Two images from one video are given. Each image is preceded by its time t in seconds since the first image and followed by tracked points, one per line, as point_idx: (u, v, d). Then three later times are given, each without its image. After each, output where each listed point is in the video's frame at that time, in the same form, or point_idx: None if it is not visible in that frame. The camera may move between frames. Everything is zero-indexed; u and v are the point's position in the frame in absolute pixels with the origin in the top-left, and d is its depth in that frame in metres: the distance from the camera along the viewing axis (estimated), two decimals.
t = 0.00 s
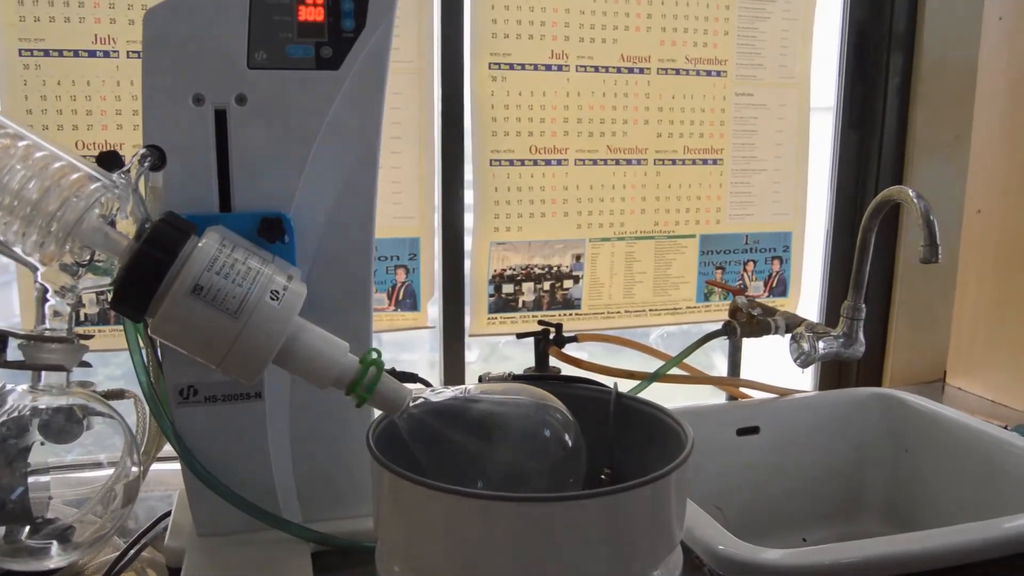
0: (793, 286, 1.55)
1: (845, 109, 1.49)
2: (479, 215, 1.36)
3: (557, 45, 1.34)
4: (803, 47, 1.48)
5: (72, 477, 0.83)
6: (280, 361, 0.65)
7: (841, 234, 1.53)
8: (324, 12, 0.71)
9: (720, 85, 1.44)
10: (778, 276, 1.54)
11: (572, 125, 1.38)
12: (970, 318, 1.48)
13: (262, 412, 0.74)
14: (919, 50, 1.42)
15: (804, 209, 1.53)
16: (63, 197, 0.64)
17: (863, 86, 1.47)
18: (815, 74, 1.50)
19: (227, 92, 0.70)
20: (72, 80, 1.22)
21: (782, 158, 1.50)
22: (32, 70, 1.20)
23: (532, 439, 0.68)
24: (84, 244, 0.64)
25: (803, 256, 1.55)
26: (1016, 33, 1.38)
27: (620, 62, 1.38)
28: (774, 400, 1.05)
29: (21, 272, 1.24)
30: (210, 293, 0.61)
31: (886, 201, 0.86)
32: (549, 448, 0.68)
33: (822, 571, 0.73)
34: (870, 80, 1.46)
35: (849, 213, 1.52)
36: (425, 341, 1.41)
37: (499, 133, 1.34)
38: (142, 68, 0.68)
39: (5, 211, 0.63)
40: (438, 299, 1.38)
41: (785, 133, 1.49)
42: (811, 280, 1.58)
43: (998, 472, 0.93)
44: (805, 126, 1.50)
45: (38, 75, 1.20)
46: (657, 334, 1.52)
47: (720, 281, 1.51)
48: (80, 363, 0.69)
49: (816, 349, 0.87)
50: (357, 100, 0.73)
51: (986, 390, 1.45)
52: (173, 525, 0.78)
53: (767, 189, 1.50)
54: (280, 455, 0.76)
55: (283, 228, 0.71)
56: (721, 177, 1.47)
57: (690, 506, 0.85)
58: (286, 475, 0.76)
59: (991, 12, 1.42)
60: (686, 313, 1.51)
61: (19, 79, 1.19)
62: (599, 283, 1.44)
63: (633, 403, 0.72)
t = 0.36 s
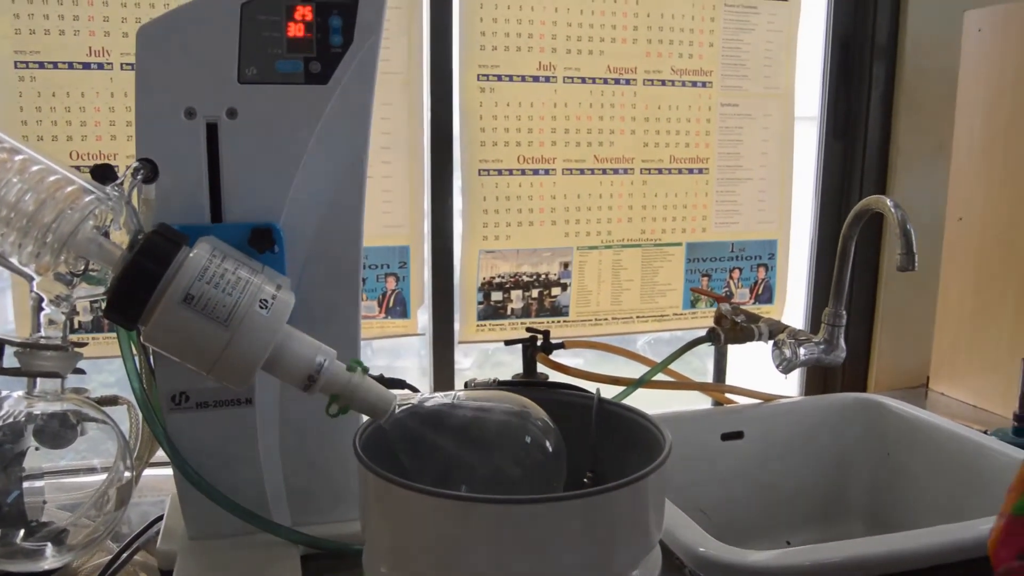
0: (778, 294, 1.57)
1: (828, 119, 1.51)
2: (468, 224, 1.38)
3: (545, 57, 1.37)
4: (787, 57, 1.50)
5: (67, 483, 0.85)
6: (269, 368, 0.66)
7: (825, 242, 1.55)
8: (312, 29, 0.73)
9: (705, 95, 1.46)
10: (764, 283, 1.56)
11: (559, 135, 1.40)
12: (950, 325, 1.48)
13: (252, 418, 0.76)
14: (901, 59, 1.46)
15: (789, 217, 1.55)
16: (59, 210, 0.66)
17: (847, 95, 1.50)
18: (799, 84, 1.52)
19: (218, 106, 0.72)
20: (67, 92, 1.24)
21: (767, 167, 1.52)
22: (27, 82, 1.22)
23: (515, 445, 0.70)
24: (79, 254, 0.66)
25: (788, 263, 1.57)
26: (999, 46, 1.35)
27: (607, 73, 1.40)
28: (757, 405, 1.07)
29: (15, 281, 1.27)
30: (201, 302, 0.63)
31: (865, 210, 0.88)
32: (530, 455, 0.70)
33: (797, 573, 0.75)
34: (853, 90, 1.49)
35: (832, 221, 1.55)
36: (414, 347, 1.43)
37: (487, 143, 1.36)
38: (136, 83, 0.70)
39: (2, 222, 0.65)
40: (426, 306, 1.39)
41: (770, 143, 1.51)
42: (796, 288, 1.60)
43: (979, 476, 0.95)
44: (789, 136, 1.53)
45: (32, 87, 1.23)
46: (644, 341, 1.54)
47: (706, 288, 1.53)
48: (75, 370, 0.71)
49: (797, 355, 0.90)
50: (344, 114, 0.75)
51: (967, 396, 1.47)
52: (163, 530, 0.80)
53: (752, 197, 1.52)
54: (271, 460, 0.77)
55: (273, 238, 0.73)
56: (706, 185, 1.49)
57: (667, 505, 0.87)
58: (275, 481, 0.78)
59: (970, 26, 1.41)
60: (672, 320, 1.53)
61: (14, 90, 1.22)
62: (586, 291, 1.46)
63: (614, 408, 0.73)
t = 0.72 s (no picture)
0: (766, 302, 1.59)
1: (814, 130, 1.53)
2: (459, 234, 1.40)
3: (535, 70, 1.39)
4: (774, 69, 1.52)
5: (63, 489, 0.87)
6: (263, 377, 0.68)
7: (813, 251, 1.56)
8: (304, 46, 0.75)
9: (693, 107, 1.49)
10: (751, 292, 1.58)
11: (548, 147, 1.42)
12: (934, 332, 1.50)
13: (246, 425, 0.77)
14: (885, 71, 1.49)
15: (776, 226, 1.58)
16: (59, 224, 0.68)
17: (833, 107, 1.53)
18: (785, 96, 1.55)
19: (213, 121, 0.74)
20: (65, 105, 1.26)
21: (754, 177, 1.54)
22: (25, 95, 1.25)
23: (503, 451, 0.73)
24: (77, 267, 0.68)
25: (775, 272, 1.59)
26: (979, 59, 1.38)
27: (596, 86, 1.43)
28: (744, 412, 1.09)
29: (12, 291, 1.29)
30: (197, 313, 0.64)
31: (847, 221, 0.89)
32: (517, 459, 0.73)
33: None
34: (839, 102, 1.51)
35: (819, 230, 1.57)
36: (406, 356, 1.45)
37: (478, 155, 1.39)
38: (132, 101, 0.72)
39: (4, 236, 0.68)
40: (418, 315, 1.41)
41: (757, 154, 1.53)
42: (784, 297, 1.62)
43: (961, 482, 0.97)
44: (775, 147, 1.55)
45: (31, 100, 1.25)
46: (633, 349, 1.56)
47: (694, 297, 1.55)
48: (73, 379, 0.73)
49: (782, 363, 0.91)
50: (335, 130, 0.77)
51: (951, 402, 1.48)
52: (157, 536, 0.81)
53: (740, 207, 1.54)
54: (266, 468, 0.79)
55: (267, 250, 0.75)
56: (695, 196, 1.51)
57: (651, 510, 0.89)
58: (270, 488, 0.80)
59: (951, 40, 1.44)
60: (662, 328, 1.54)
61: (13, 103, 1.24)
62: (576, 300, 1.48)
63: (601, 415, 0.75)
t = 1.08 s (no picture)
0: (754, 313, 1.61)
1: (801, 143, 1.55)
2: (451, 246, 1.42)
3: (525, 85, 1.41)
4: (761, 82, 1.54)
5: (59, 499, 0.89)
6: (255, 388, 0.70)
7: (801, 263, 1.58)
8: (297, 65, 0.77)
9: (681, 121, 1.51)
10: (740, 303, 1.59)
11: (538, 161, 1.44)
12: (919, 341, 1.52)
13: (239, 436, 0.79)
14: (872, 85, 1.51)
15: (765, 238, 1.59)
16: (58, 239, 0.69)
17: (820, 120, 1.55)
18: (772, 109, 1.57)
19: (208, 138, 0.76)
20: (62, 119, 1.28)
21: (742, 190, 1.56)
22: (23, 110, 1.27)
23: (491, 458, 0.74)
24: (75, 281, 0.69)
25: (764, 283, 1.61)
26: (961, 74, 1.40)
27: (586, 100, 1.45)
28: (733, 421, 1.10)
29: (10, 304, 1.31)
30: (192, 326, 0.66)
31: (830, 234, 0.91)
32: (504, 468, 0.73)
33: None
34: (826, 114, 1.53)
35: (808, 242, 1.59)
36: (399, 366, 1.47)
37: (470, 168, 1.40)
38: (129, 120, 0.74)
39: (4, 251, 0.69)
40: (410, 325, 1.43)
41: (745, 167, 1.55)
42: (772, 308, 1.64)
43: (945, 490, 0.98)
44: (764, 159, 1.57)
45: (29, 115, 1.27)
46: (624, 359, 1.57)
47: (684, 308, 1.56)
48: (71, 391, 0.74)
49: (767, 373, 0.93)
50: (326, 147, 0.79)
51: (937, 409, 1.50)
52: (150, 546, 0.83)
53: (728, 218, 1.56)
54: (259, 478, 0.81)
55: (259, 264, 0.77)
56: (683, 209, 1.53)
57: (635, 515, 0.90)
58: (263, 498, 0.81)
59: (935, 54, 1.45)
60: (652, 339, 1.56)
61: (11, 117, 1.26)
62: (567, 311, 1.50)
63: (587, 425, 0.76)
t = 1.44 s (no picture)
0: (741, 321, 1.62)
1: (785, 153, 1.57)
2: (439, 257, 1.44)
3: (512, 97, 1.43)
4: (745, 93, 1.56)
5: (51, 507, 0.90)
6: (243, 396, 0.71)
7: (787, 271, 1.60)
8: (285, 81, 0.79)
9: (667, 132, 1.52)
10: (727, 310, 1.61)
11: (525, 172, 1.46)
12: (903, 347, 1.53)
13: (226, 444, 0.80)
14: (854, 96, 1.53)
15: (750, 246, 1.61)
16: (50, 252, 0.71)
17: (804, 130, 1.56)
18: (757, 119, 1.58)
19: (197, 153, 0.78)
20: (55, 132, 1.31)
21: (728, 200, 1.58)
22: (17, 124, 1.29)
23: (471, 467, 0.76)
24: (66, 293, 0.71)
25: (751, 291, 1.63)
26: (942, 85, 1.42)
27: (572, 112, 1.47)
28: (719, 428, 1.11)
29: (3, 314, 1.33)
30: (180, 337, 0.67)
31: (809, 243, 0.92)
32: (485, 475, 0.75)
33: None
34: (810, 125, 1.55)
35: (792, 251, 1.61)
36: (389, 374, 1.49)
37: (457, 180, 1.42)
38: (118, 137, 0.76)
39: None
40: (399, 334, 1.45)
41: (730, 177, 1.57)
42: (757, 316, 1.65)
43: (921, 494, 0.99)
44: (750, 168, 1.58)
45: (22, 128, 1.30)
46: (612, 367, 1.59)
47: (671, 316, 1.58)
48: (62, 400, 0.76)
49: (749, 380, 0.94)
50: (310, 161, 0.81)
51: (920, 416, 1.51)
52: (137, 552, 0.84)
53: (715, 227, 1.58)
54: (247, 485, 0.82)
55: (248, 276, 0.79)
56: (670, 218, 1.55)
57: (614, 520, 0.92)
58: (251, 504, 0.83)
59: (917, 66, 1.47)
60: (640, 346, 1.58)
61: (5, 130, 1.29)
62: (555, 320, 1.51)
63: (566, 433, 0.78)
